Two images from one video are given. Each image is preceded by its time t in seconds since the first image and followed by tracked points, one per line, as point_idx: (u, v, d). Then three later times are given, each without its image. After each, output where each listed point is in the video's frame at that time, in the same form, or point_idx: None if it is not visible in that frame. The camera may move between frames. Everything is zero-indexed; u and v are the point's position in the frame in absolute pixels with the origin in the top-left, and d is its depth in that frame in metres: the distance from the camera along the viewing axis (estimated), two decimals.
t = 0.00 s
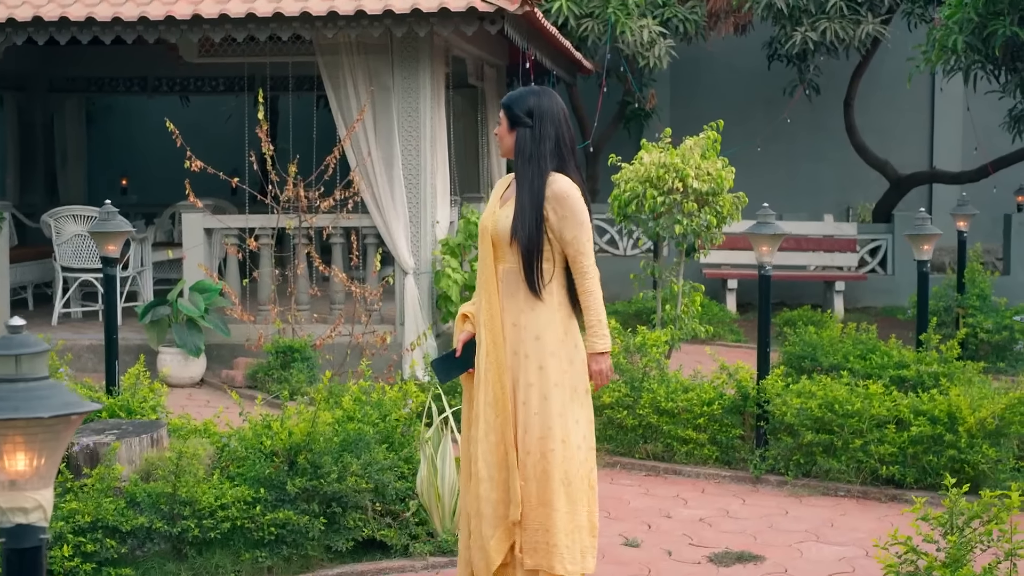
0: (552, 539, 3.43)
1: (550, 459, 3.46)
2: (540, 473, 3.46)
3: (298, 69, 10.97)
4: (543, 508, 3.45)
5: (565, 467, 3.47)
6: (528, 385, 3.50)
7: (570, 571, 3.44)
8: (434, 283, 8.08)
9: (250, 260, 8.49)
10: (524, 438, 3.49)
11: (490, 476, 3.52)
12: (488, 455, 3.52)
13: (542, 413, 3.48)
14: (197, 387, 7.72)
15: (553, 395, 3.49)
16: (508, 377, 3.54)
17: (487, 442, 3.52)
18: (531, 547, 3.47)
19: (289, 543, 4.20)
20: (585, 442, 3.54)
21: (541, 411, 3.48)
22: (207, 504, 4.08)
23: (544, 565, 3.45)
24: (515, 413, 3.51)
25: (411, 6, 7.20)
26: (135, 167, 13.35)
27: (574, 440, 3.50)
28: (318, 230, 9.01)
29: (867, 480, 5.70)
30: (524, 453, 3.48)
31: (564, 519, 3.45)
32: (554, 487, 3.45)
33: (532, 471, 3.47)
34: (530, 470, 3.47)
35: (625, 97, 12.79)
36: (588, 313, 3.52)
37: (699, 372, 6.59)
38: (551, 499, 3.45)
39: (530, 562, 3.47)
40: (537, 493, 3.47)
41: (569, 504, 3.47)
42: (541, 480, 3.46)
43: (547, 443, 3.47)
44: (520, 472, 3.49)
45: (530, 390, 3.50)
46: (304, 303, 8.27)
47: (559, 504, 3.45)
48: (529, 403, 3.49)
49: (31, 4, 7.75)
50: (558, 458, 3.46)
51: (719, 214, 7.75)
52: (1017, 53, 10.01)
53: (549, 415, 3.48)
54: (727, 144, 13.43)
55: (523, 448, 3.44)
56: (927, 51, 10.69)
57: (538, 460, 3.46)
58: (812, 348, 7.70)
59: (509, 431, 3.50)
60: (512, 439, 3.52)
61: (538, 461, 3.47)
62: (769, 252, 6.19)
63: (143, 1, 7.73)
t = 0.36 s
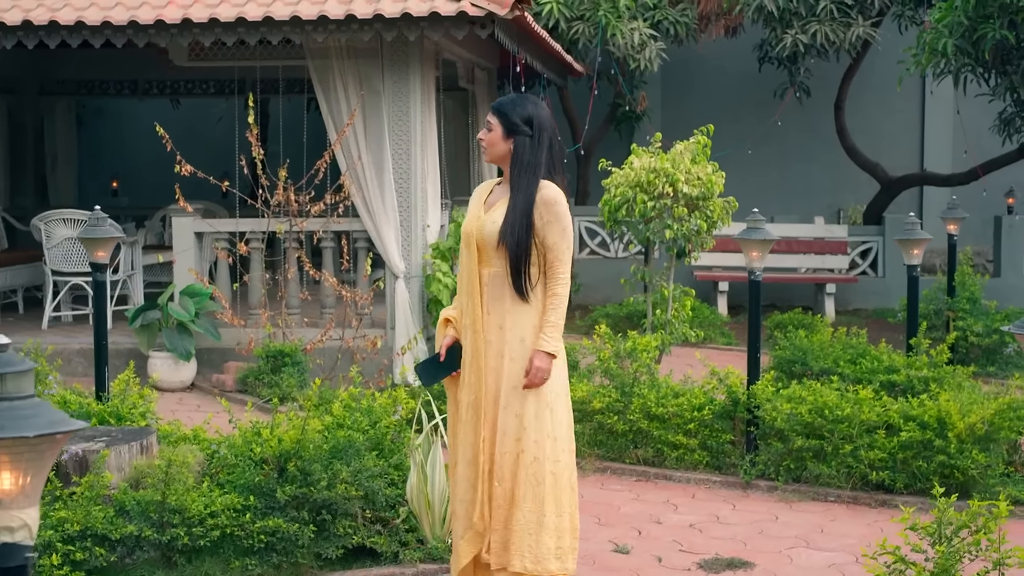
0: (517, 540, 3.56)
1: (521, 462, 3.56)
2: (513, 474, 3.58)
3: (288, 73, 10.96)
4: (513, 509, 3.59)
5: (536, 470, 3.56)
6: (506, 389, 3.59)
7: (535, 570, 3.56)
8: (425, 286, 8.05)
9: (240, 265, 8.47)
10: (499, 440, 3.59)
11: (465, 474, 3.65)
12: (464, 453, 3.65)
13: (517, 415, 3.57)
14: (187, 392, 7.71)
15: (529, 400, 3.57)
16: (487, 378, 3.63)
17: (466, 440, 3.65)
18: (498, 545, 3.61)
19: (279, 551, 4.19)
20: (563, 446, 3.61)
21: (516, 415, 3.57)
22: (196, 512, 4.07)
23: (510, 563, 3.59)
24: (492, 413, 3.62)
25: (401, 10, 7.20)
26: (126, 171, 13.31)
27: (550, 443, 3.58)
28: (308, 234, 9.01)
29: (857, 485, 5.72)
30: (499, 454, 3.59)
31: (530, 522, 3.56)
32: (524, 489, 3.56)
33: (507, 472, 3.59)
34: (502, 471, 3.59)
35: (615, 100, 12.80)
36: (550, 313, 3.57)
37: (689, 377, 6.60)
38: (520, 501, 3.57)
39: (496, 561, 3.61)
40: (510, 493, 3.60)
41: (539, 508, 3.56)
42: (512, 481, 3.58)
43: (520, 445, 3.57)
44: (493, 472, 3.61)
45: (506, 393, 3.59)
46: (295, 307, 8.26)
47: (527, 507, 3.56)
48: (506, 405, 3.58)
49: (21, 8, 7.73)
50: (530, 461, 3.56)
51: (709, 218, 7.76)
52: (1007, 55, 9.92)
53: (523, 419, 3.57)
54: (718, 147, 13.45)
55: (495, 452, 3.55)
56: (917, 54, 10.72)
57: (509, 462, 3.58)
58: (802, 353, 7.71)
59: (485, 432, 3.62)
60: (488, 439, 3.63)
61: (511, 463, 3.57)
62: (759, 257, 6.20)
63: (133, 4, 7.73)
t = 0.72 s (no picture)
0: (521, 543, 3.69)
1: (523, 468, 3.69)
2: (511, 481, 3.69)
3: (280, 75, 10.95)
4: (511, 514, 3.70)
5: (538, 474, 3.71)
6: (507, 398, 3.71)
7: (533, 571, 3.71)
8: (417, 289, 8.06)
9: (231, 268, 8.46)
10: (499, 448, 3.70)
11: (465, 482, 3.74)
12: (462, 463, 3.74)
13: (517, 422, 3.70)
14: (179, 395, 7.71)
15: (531, 406, 3.71)
16: (486, 388, 3.75)
17: (462, 448, 3.76)
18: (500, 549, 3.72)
19: (270, 556, 4.21)
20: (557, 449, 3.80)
21: (517, 422, 3.69)
22: (187, 517, 4.07)
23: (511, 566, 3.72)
24: (491, 422, 3.73)
25: (393, 13, 7.20)
26: (115, 172, 13.26)
27: (550, 447, 3.74)
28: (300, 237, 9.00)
29: (848, 489, 5.73)
30: (497, 462, 3.70)
31: (534, 523, 3.72)
32: (525, 494, 3.70)
33: (506, 479, 3.69)
34: (503, 478, 3.69)
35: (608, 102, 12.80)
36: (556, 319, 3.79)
37: (681, 381, 6.61)
38: (520, 505, 3.70)
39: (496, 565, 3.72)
40: (507, 500, 3.70)
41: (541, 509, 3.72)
42: (512, 488, 3.69)
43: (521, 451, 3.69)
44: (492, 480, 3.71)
45: (508, 401, 3.71)
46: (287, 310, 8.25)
47: (529, 510, 3.70)
48: (507, 413, 3.70)
49: (12, 11, 7.72)
50: (532, 466, 3.70)
51: (701, 222, 7.77)
52: (999, 57, 10.08)
53: (525, 426, 3.70)
54: (710, 150, 13.48)
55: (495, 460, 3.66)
56: (908, 57, 10.76)
57: (510, 469, 3.69)
58: (794, 356, 7.73)
59: (485, 440, 3.73)
60: (485, 447, 3.73)
61: (513, 470, 3.69)
62: (751, 261, 6.21)
63: (125, 7, 7.72)
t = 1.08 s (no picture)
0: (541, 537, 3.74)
1: (541, 463, 3.77)
2: (532, 475, 3.75)
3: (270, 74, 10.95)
4: (532, 508, 3.75)
5: (552, 468, 3.82)
6: (523, 395, 3.79)
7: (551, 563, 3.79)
8: (406, 289, 8.05)
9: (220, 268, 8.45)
10: (518, 444, 3.75)
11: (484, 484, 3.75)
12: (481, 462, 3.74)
13: (534, 418, 3.79)
14: (168, 395, 7.69)
15: (545, 400, 3.83)
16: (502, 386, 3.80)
17: (480, 446, 3.76)
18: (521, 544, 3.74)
19: (259, 557, 4.18)
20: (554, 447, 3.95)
21: (535, 419, 3.78)
22: (176, 519, 4.06)
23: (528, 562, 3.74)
24: (510, 420, 3.77)
25: (383, 13, 7.20)
26: (104, 172, 13.21)
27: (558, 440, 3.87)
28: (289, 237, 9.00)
29: (837, 488, 5.75)
30: (518, 458, 3.74)
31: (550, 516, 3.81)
32: (544, 488, 3.78)
33: (528, 473, 3.74)
34: (524, 475, 3.74)
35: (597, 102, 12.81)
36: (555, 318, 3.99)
37: (670, 381, 6.62)
38: (539, 500, 3.77)
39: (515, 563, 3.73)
40: (527, 495, 3.75)
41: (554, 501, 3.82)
42: (533, 483, 3.75)
43: (540, 446, 3.78)
44: (512, 477, 3.74)
45: (525, 398, 3.79)
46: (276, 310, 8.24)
47: (548, 503, 3.78)
48: (526, 409, 3.78)
49: None
50: (548, 460, 3.79)
51: (690, 222, 7.79)
52: (988, 57, 10.11)
53: (541, 422, 3.79)
54: (699, 150, 13.51)
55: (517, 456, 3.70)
56: (897, 56, 10.80)
57: (531, 465, 3.75)
58: (783, 356, 7.75)
59: (504, 437, 3.76)
60: (502, 444, 3.77)
61: (534, 465, 3.76)
62: (740, 261, 6.22)
63: (114, 7, 7.71)
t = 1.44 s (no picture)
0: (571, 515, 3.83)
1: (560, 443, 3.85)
2: (558, 455, 3.82)
3: (251, 70, 10.91)
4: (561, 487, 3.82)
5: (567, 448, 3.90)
6: (543, 379, 3.82)
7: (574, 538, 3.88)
8: (388, 285, 8.06)
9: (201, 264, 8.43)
10: (543, 427, 3.79)
11: (524, 470, 3.74)
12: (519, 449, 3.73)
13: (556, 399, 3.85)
14: (149, 392, 7.66)
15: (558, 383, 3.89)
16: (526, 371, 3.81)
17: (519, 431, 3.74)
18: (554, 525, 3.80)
19: (241, 553, 4.19)
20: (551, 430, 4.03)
21: (556, 402, 3.84)
22: (157, 516, 4.05)
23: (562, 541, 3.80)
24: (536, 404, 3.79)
25: (365, 9, 7.19)
26: (84, 166, 13.18)
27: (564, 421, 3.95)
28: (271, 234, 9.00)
29: (819, 484, 5.78)
30: (547, 439, 3.79)
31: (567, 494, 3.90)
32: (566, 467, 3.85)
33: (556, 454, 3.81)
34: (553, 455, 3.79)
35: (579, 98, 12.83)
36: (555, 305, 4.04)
37: (652, 377, 6.65)
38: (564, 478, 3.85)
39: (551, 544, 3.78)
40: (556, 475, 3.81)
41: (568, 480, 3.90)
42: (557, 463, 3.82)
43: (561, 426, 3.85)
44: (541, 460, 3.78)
45: (545, 382, 3.83)
46: (258, 306, 8.23)
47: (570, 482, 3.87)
48: (547, 392, 3.82)
49: None
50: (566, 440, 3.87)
51: (672, 218, 7.81)
52: (968, 53, 10.19)
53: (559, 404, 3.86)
54: (681, 146, 13.54)
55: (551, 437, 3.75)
56: (878, 53, 10.85)
57: (555, 445, 3.81)
58: (764, 351, 7.78)
59: (535, 423, 3.77)
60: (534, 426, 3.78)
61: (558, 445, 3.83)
62: (721, 257, 6.25)
63: (94, 3, 7.67)
